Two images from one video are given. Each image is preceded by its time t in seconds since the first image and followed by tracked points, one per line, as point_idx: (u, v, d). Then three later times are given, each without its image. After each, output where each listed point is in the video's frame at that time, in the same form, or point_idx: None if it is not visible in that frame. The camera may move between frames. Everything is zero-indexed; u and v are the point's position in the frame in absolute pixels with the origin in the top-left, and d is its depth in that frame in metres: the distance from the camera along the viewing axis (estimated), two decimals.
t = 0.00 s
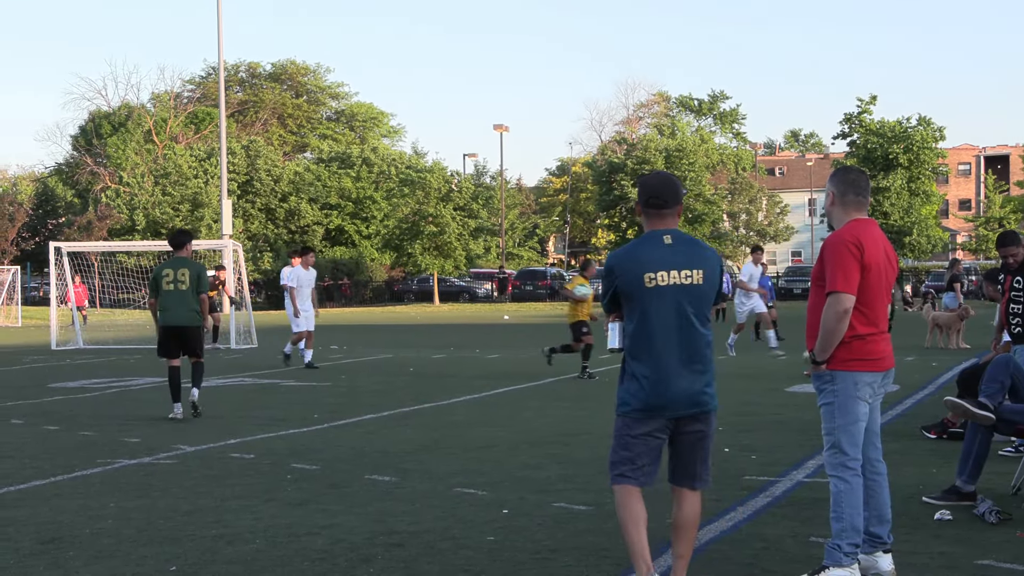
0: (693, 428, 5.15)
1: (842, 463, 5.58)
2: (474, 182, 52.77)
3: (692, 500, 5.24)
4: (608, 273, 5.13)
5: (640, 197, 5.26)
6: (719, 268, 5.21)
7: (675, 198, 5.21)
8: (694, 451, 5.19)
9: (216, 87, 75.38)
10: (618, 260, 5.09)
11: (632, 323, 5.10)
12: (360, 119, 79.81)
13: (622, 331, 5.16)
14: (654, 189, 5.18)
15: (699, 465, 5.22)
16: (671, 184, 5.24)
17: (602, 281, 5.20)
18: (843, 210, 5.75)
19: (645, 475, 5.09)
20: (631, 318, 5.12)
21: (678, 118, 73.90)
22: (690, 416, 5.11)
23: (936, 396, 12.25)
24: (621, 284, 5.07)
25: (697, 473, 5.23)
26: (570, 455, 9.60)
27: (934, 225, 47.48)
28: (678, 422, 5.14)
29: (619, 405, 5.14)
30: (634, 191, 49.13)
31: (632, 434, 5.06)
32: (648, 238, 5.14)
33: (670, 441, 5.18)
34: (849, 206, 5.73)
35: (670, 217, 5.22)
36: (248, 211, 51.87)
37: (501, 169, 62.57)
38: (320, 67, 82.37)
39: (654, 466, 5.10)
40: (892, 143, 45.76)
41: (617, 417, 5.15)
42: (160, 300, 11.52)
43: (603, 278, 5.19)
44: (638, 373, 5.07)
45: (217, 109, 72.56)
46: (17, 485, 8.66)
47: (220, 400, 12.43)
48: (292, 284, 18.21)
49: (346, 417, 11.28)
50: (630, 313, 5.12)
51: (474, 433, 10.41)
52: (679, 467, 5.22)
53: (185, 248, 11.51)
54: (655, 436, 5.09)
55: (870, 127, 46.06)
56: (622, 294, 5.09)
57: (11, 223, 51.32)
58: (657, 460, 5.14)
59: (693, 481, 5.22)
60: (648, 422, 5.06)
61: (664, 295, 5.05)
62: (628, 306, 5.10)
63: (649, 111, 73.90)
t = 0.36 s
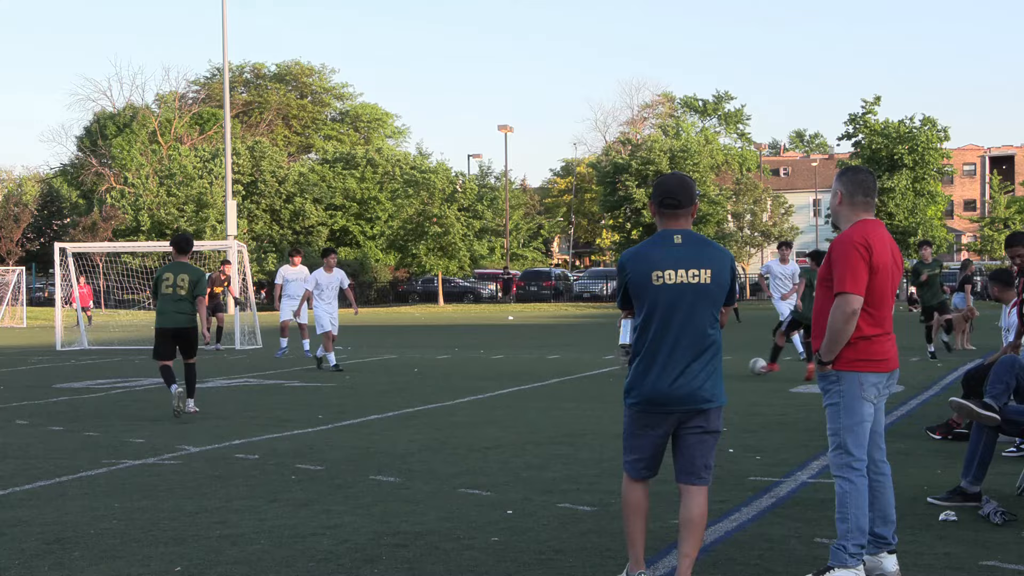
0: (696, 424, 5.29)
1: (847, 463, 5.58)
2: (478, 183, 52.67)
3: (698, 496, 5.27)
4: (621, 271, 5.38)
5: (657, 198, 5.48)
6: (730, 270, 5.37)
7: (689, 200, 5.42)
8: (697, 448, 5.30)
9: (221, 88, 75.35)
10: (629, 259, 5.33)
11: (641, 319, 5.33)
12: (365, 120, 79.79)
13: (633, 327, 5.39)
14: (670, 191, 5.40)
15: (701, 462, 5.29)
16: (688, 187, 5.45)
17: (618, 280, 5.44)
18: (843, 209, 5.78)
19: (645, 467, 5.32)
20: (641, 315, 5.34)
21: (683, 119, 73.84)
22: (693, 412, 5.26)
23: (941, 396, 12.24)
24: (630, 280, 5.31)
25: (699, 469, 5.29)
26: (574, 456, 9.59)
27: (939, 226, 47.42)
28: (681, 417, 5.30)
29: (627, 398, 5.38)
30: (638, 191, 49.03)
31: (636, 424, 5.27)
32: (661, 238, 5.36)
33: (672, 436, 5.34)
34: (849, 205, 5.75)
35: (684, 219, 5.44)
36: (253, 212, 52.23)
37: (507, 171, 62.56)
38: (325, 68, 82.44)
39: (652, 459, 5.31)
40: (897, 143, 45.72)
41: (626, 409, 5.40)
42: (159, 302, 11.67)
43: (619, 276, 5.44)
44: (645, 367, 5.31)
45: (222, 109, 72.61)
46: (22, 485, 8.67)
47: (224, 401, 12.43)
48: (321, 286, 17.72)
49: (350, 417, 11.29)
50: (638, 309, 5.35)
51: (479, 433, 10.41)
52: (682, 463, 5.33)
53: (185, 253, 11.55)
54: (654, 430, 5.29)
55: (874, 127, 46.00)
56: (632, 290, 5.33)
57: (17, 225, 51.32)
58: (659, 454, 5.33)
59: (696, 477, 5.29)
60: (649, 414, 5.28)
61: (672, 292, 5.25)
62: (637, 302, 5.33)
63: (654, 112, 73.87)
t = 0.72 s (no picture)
0: (697, 418, 5.46)
1: (863, 463, 5.57)
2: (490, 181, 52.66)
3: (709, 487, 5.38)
4: (621, 274, 5.66)
5: (655, 204, 5.74)
6: (726, 266, 5.55)
7: (685, 201, 5.63)
8: (700, 440, 5.47)
9: (233, 87, 75.43)
10: (627, 261, 5.61)
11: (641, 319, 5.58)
12: (376, 119, 79.77)
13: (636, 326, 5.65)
14: (664, 194, 5.64)
15: (706, 453, 5.44)
16: (684, 190, 5.65)
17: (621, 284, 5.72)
18: (862, 204, 5.68)
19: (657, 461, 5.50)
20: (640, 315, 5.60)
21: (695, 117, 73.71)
22: (693, 404, 5.44)
23: (954, 396, 12.20)
24: (629, 281, 5.60)
25: (707, 462, 5.44)
26: (587, 455, 9.58)
27: (952, 225, 47.31)
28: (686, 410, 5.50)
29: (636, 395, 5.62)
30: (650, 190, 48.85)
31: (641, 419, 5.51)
32: (656, 239, 5.61)
33: (678, 429, 5.53)
34: (866, 199, 5.67)
35: (682, 220, 5.64)
36: (264, 211, 52.25)
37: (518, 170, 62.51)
38: (337, 67, 82.49)
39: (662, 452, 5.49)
40: (910, 142, 45.58)
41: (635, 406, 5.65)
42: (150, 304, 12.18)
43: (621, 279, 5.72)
44: (646, 364, 5.55)
45: (234, 109, 72.64)
46: (36, 483, 8.69)
47: (236, 399, 12.44)
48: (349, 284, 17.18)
49: (362, 415, 11.30)
50: (639, 309, 5.62)
51: (492, 432, 10.41)
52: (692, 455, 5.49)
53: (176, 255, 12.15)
54: (659, 422, 5.51)
55: (887, 126, 45.86)
56: (631, 291, 5.61)
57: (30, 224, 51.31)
58: (666, 448, 5.52)
59: (706, 468, 5.44)
60: (653, 409, 5.51)
61: (665, 290, 5.48)
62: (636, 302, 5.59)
63: (666, 111, 73.75)
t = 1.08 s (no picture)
0: (724, 409, 5.49)
1: (906, 463, 5.54)
2: (515, 180, 52.66)
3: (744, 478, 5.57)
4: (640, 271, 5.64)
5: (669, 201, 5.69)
6: (741, 258, 5.52)
7: (698, 195, 5.56)
8: (730, 429, 5.54)
9: (260, 87, 75.74)
10: (644, 258, 5.59)
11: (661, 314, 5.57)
12: (403, 118, 79.83)
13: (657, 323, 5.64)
14: (677, 191, 5.57)
15: (739, 442, 5.57)
16: (697, 185, 5.59)
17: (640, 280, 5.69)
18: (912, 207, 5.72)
19: (691, 454, 5.50)
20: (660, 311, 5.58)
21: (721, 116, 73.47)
22: (720, 395, 5.46)
23: (984, 396, 12.13)
24: (647, 279, 5.57)
25: (742, 450, 5.57)
26: (614, 455, 9.57)
27: (980, 224, 47.29)
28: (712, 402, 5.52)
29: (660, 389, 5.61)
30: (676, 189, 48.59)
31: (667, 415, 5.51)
32: (672, 235, 5.57)
33: (707, 421, 5.55)
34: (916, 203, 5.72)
35: (696, 216, 5.59)
36: (292, 211, 53.10)
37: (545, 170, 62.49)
38: (364, 67, 82.68)
39: (696, 445, 5.49)
40: (939, 141, 45.27)
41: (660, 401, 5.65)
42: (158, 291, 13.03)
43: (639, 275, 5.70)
44: (668, 360, 5.55)
45: (261, 109, 72.90)
46: (66, 482, 8.74)
47: (264, 398, 12.48)
48: (383, 285, 17.31)
49: (389, 415, 11.32)
50: (659, 305, 5.60)
51: (518, 432, 10.40)
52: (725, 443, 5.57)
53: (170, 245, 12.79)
54: (687, 415, 5.50)
55: (915, 125, 45.59)
56: (650, 288, 5.59)
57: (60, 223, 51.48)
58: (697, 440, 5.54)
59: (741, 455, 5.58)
60: (680, 405, 5.51)
61: (683, 286, 5.45)
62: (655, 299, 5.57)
63: (693, 110, 73.58)
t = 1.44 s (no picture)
0: (795, 412, 5.44)
1: (975, 464, 5.49)
2: (570, 179, 52.62)
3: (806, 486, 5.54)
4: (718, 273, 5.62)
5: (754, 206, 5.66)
6: (822, 267, 5.50)
7: (786, 202, 5.54)
8: (797, 434, 5.49)
9: (316, 88, 76.38)
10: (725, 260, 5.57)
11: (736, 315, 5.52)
12: (458, 118, 80.03)
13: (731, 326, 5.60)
14: (762, 194, 5.55)
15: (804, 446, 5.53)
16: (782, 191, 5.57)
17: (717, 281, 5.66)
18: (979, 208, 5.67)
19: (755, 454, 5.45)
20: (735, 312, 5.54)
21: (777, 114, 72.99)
22: (789, 400, 5.41)
23: None
24: (726, 280, 5.55)
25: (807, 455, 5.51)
26: (670, 454, 9.55)
27: None
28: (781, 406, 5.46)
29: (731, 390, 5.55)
30: (732, 188, 48.10)
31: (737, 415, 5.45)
32: (755, 240, 5.55)
33: (776, 422, 5.49)
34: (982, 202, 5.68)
35: (779, 221, 5.56)
36: (348, 210, 52.79)
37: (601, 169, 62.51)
38: (419, 66, 83.05)
39: (763, 446, 5.42)
40: (1001, 139, 44.54)
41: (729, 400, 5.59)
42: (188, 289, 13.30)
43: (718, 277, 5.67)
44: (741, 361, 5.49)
45: (317, 109, 73.32)
46: (126, 478, 8.83)
47: (321, 397, 12.56)
48: (429, 284, 17.38)
49: (444, 414, 11.35)
50: (735, 307, 5.58)
51: (573, 431, 10.39)
52: (790, 448, 5.52)
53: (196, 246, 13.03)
54: (756, 417, 5.43)
55: (976, 122, 45.25)
56: (728, 289, 5.56)
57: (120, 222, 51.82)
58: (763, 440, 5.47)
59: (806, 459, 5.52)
60: (747, 405, 5.45)
61: (762, 290, 5.43)
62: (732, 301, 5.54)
63: (748, 108, 73.21)
